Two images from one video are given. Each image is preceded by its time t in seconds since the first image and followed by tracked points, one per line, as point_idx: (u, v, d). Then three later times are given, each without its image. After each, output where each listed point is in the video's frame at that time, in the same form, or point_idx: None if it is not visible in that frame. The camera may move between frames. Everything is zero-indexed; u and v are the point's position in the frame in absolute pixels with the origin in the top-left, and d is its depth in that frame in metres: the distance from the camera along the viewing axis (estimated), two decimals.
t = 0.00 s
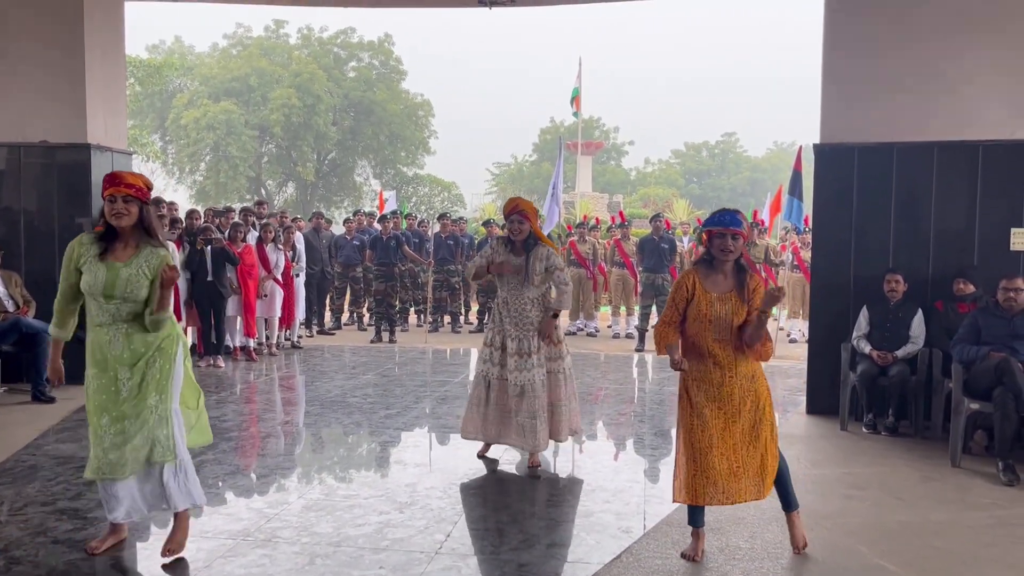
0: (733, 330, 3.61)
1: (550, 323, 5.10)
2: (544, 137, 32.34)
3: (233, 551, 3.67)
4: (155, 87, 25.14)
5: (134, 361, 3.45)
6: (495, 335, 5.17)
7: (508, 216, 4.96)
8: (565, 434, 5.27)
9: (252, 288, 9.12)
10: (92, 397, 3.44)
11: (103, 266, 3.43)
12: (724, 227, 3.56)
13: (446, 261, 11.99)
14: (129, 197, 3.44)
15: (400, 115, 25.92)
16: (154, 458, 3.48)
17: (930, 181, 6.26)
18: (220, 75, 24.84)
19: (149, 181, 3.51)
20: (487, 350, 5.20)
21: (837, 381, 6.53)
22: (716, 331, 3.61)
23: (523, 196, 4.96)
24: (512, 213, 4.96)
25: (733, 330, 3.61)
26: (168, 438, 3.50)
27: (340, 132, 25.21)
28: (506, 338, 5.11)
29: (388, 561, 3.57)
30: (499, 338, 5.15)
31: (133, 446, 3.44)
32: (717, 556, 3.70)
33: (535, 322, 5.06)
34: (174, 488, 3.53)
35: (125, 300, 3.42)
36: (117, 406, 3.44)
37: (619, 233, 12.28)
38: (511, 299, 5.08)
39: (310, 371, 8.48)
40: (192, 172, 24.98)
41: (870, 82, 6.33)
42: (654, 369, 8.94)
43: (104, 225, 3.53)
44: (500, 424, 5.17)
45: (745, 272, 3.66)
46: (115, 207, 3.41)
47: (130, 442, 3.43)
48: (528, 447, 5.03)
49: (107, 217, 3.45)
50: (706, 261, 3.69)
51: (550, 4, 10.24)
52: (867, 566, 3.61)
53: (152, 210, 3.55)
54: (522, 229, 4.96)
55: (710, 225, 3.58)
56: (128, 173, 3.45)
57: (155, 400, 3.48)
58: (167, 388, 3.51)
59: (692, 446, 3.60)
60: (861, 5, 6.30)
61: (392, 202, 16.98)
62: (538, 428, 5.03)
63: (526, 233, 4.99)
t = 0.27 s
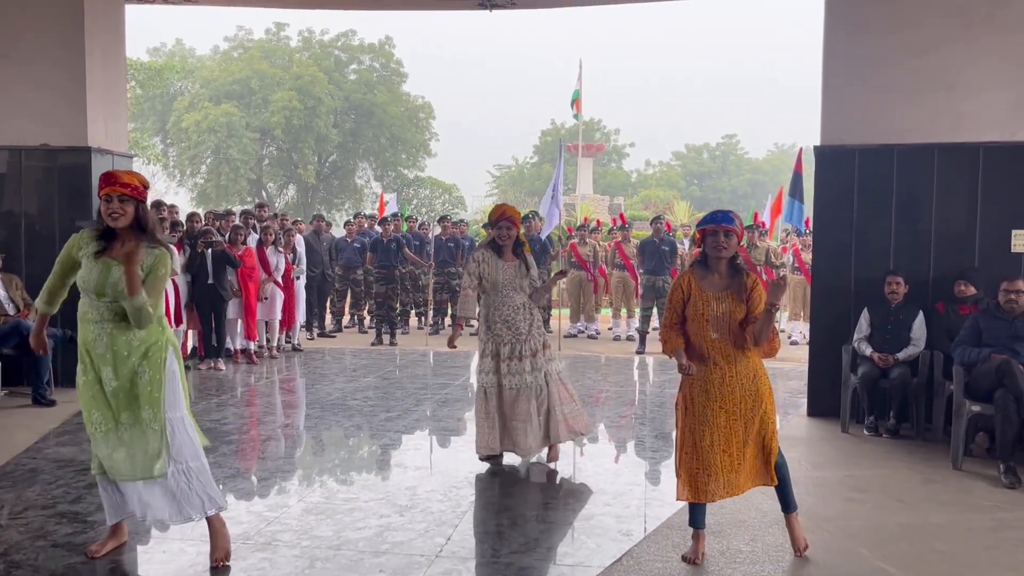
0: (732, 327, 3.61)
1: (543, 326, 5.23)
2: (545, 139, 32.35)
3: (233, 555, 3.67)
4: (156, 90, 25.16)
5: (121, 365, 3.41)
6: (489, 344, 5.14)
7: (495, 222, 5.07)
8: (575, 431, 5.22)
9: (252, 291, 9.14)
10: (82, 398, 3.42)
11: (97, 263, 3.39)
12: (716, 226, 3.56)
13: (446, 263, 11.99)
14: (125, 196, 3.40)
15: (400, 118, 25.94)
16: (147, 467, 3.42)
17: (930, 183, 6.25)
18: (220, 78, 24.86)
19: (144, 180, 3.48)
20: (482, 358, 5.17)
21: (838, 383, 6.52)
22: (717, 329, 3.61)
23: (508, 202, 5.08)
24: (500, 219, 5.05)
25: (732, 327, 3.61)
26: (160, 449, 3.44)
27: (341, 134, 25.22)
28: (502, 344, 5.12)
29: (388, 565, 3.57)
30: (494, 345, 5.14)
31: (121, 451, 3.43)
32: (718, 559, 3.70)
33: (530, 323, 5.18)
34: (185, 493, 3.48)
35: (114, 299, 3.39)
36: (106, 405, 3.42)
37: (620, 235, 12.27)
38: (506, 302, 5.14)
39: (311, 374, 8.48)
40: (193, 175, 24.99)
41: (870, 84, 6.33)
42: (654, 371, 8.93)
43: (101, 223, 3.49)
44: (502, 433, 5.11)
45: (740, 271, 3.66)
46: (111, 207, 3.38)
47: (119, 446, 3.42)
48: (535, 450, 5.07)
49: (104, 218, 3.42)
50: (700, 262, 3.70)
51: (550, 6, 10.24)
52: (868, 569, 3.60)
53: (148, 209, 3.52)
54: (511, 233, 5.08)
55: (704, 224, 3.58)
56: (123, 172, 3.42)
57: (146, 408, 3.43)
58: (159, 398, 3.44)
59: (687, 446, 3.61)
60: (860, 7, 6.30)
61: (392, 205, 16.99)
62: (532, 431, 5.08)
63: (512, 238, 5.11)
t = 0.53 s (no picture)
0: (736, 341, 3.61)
1: (539, 320, 5.22)
2: (546, 140, 32.36)
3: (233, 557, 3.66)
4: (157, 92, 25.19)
5: (118, 376, 3.40)
6: (483, 345, 5.16)
7: (480, 225, 5.05)
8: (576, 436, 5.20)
9: (254, 293, 9.13)
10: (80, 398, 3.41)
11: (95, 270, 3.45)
12: (714, 239, 3.57)
13: (447, 265, 12.00)
14: (124, 203, 3.41)
15: (402, 120, 25.96)
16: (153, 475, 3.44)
17: (931, 184, 6.24)
18: (222, 80, 24.88)
19: (144, 186, 3.49)
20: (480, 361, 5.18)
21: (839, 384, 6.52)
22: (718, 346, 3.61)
23: (491, 204, 5.04)
24: (484, 223, 5.03)
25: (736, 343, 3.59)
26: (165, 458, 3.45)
27: (342, 136, 25.24)
28: (498, 345, 5.13)
29: (388, 567, 3.56)
30: (489, 347, 5.15)
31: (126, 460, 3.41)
32: (719, 561, 3.69)
33: (527, 319, 5.17)
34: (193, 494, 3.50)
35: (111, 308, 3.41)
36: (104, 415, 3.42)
37: (621, 236, 12.26)
38: (499, 302, 5.14)
39: (312, 376, 8.48)
40: (194, 177, 25.01)
41: (870, 84, 6.32)
42: (656, 372, 8.93)
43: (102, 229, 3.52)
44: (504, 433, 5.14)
45: (743, 284, 3.68)
46: (110, 213, 3.40)
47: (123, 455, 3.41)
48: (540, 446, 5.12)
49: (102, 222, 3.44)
50: (703, 275, 3.72)
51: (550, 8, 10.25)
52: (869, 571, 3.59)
53: (147, 213, 3.53)
54: (496, 235, 5.07)
55: (704, 237, 3.60)
56: (123, 178, 3.43)
57: (147, 419, 3.44)
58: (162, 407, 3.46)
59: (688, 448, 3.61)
60: (860, 8, 6.30)
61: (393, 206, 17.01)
62: (547, 425, 5.13)
63: (499, 238, 5.10)
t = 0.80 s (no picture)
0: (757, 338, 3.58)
1: (539, 328, 5.22)
2: (548, 141, 32.38)
3: (233, 559, 3.66)
4: (159, 93, 25.24)
5: (123, 374, 3.41)
6: (485, 352, 5.13)
7: (481, 229, 5.10)
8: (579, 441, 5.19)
9: (255, 294, 9.14)
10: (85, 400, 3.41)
11: (98, 270, 3.43)
12: (734, 235, 3.54)
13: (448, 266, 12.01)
14: (123, 202, 3.41)
15: (403, 121, 25.98)
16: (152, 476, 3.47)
17: (933, 184, 6.24)
18: (223, 82, 24.91)
19: (143, 186, 3.48)
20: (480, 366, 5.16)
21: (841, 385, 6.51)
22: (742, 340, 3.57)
23: (493, 208, 5.10)
24: (484, 226, 5.09)
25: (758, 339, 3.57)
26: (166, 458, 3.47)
27: (344, 137, 25.26)
28: (498, 351, 5.12)
29: (388, 568, 3.56)
30: (489, 353, 5.12)
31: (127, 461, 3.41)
32: (720, 562, 3.68)
33: (529, 324, 5.17)
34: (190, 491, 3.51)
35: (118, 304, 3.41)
36: (105, 416, 3.40)
37: (622, 237, 12.24)
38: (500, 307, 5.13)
39: (313, 377, 8.49)
40: (196, 178, 25.04)
41: (871, 85, 6.32)
42: (657, 373, 8.93)
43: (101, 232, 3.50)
44: (501, 439, 5.11)
45: (765, 280, 3.64)
46: (109, 212, 3.38)
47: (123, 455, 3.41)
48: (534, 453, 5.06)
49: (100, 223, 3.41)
50: (726, 271, 3.67)
51: (551, 8, 10.26)
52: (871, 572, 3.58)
53: (146, 214, 3.52)
54: (497, 240, 5.12)
55: (723, 233, 3.58)
56: (121, 177, 3.42)
57: (148, 418, 3.44)
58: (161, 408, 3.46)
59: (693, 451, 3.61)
60: (861, 8, 6.29)
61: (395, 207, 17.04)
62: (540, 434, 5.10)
63: (500, 243, 5.14)
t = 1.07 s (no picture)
0: (774, 328, 3.60)
1: (537, 324, 5.22)
2: (549, 141, 32.39)
3: (235, 560, 3.66)
4: (161, 94, 25.29)
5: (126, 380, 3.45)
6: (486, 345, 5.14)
7: (480, 225, 5.12)
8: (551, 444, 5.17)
9: (256, 295, 9.07)
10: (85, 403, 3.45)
11: (116, 271, 3.52)
12: (754, 231, 3.56)
13: (450, 267, 12.04)
14: (136, 201, 3.49)
15: (404, 121, 26.00)
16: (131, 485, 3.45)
17: (934, 184, 6.23)
18: (225, 82, 24.93)
19: (156, 186, 3.56)
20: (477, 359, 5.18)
21: (842, 386, 6.50)
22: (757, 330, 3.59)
23: (493, 204, 5.12)
24: (484, 222, 5.11)
25: (774, 330, 3.59)
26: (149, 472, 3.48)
27: (346, 138, 25.27)
28: (496, 343, 5.12)
29: (390, 569, 3.56)
30: (488, 345, 5.13)
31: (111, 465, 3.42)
32: (720, 563, 3.68)
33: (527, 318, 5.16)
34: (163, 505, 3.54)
35: (138, 302, 3.48)
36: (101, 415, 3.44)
37: (624, 237, 12.19)
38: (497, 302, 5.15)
39: (315, 377, 8.49)
40: (198, 179, 25.06)
41: (873, 85, 6.32)
42: (658, 374, 8.93)
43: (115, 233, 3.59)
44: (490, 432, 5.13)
45: (781, 275, 3.67)
46: (123, 211, 3.46)
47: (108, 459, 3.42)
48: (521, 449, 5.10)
49: (115, 222, 3.49)
50: (742, 267, 3.71)
51: (552, 9, 10.27)
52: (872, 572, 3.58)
53: (158, 212, 3.59)
54: (495, 234, 5.12)
55: (742, 229, 3.59)
56: (135, 177, 3.50)
57: (139, 428, 3.46)
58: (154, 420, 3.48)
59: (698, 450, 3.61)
60: (863, 8, 6.29)
61: (397, 206, 17.05)
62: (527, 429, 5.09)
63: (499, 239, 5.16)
